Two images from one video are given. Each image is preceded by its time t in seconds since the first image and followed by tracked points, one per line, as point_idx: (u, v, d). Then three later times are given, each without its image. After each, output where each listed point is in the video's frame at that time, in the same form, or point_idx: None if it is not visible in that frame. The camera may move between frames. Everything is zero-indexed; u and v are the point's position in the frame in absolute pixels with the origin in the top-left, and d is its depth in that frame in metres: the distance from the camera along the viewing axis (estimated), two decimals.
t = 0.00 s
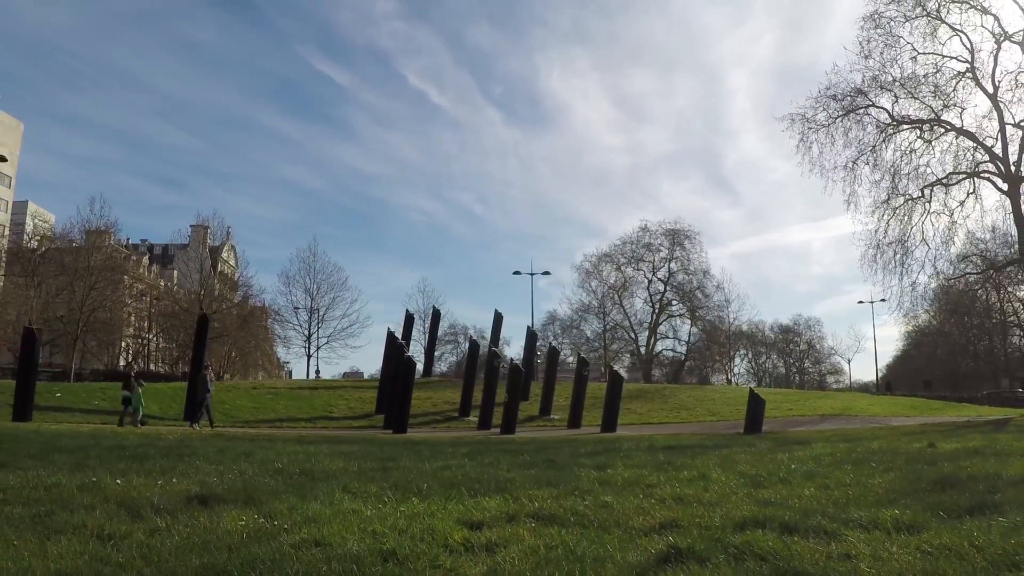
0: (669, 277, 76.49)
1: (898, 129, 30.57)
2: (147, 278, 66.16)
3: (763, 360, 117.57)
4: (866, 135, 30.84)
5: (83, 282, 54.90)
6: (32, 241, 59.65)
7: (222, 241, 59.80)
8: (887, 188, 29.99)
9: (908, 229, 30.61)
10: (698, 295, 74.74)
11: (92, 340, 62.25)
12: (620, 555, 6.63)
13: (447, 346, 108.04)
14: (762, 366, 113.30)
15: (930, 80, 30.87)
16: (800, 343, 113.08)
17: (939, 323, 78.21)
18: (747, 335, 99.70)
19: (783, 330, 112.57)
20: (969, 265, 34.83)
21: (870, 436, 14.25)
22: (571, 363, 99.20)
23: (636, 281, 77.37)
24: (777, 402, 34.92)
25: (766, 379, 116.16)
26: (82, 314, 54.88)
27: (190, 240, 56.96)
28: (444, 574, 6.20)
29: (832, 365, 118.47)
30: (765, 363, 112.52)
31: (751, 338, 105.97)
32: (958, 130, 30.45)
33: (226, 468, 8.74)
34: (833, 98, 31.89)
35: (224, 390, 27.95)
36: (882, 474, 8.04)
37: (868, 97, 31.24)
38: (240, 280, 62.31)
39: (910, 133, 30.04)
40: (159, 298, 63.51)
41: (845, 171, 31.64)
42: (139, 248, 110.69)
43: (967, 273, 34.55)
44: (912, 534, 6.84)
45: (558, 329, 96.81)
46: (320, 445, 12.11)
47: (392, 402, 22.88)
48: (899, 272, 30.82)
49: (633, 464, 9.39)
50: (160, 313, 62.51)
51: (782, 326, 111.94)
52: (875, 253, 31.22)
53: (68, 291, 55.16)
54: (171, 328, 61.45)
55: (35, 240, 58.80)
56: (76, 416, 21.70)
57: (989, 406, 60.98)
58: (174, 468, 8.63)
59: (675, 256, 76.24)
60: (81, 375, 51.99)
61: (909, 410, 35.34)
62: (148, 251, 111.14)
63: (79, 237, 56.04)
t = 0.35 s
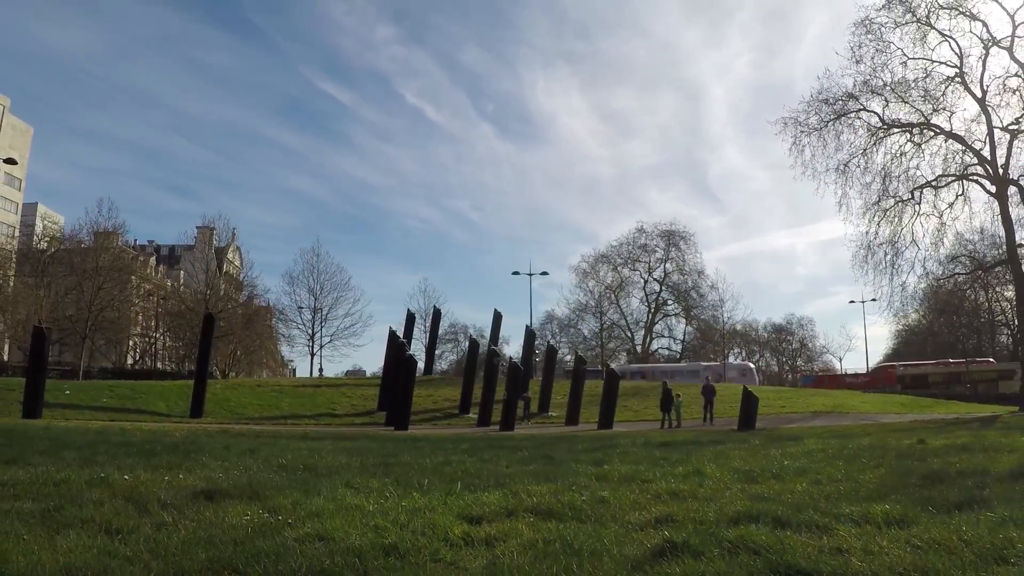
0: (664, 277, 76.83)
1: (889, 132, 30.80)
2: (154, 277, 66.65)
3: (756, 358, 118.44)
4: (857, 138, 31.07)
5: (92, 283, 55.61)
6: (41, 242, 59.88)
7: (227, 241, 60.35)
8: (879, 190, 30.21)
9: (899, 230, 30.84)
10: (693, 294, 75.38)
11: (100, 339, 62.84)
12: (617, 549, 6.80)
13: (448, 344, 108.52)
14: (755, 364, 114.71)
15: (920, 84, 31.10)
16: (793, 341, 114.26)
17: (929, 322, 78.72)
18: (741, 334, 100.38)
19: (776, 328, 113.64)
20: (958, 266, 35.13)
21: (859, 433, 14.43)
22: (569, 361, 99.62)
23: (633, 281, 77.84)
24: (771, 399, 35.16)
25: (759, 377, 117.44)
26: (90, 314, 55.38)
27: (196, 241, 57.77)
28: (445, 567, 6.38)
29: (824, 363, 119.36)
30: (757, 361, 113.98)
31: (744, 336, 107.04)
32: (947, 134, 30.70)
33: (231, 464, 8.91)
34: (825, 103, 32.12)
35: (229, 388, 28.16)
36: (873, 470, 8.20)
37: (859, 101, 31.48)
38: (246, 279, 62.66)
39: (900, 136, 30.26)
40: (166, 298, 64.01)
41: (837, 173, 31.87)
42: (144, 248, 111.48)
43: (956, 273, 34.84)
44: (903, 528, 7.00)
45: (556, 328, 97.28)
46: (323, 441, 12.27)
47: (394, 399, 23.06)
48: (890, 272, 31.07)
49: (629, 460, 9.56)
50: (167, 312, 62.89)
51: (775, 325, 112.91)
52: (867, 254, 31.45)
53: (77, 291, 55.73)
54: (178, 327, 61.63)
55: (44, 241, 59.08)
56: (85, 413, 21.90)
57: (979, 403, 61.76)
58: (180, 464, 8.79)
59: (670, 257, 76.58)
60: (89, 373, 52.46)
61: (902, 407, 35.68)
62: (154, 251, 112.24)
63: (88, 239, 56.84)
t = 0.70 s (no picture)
0: (660, 278, 77.07)
1: (879, 135, 30.97)
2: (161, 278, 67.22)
3: (749, 357, 119.15)
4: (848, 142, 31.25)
5: (100, 283, 56.27)
6: (52, 242, 61.44)
7: (233, 243, 60.70)
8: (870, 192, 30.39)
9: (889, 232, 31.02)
10: (688, 294, 75.59)
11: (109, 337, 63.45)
12: (615, 543, 6.97)
13: (448, 343, 109.01)
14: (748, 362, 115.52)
15: (910, 88, 31.25)
16: (786, 340, 115.31)
17: (920, 321, 79.19)
18: (735, 333, 100.99)
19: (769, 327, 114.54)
20: (947, 267, 35.34)
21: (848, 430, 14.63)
22: (567, 360, 99.97)
23: (629, 281, 78.04)
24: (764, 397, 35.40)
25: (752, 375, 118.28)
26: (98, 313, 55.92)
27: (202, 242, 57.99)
28: (446, 560, 6.55)
29: (817, 361, 120.22)
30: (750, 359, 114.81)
31: (737, 334, 107.90)
32: (937, 138, 30.85)
33: (237, 461, 9.07)
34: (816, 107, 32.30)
35: (234, 385, 28.35)
36: (864, 466, 8.38)
37: (850, 105, 31.63)
38: (251, 280, 63.12)
39: (890, 140, 30.42)
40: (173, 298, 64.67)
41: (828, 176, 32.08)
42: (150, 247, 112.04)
43: (945, 274, 35.06)
44: (893, 523, 7.17)
45: (553, 327, 97.66)
46: (326, 437, 12.44)
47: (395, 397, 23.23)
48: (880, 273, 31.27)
49: (627, 456, 9.72)
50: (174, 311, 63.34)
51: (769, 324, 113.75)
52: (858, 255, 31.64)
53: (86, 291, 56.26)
54: (184, 326, 62.18)
55: (55, 242, 60.41)
56: (93, 410, 22.08)
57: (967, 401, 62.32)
58: (187, 460, 8.96)
59: (665, 258, 76.76)
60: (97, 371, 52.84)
61: (894, 404, 36.02)
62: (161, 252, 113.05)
63: (97, 240, 57.60)
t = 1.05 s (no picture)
0: (655, 278, 77.41)
1: (870, 139, 31.21)
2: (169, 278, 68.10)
3: (743, 355, 120.06)
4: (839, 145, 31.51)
5: (108, 283, 57.58)
6: (60, 245, 63.15)
7: (239, 244, 61.35)
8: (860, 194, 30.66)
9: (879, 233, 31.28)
10: (682, 294, 75.77)
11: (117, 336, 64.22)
12: (611, 537, 7.14)
13: (449, 341, 109.72)
14: (742, 361, 116.49)
15: (899, 92, 31.53)
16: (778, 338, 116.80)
17: (909, 321, 79.73)
18: (728, 332, 101.63)
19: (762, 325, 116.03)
20: (936, 267, 35.78)
21: (838, 426, 14.82)
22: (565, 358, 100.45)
23: (625, 281, 78.16)
24: (758, 394, 35.61)
25: (745, 373, 119.32)
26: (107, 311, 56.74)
27: (207, 244, 58.67)
28: (446, 554, 6.73)
29: (808, 360, 121.25)
30: (744, 357, 115.79)
31: (730, 333, 108.80)
32: (925, 141, 31.10)
33: (242, 456, 9.27)
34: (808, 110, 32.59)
35: (239, 383, 28.56)
36: (854, 462, 8.56)
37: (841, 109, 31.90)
38: (255, 279, 63.73)
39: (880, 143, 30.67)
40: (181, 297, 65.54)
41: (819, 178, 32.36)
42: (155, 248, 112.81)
43: (934, 275, 35.58)
44: (884, 517, 7.35)
45: (551, 325, 98.14)
46: (330, 433, 12.63)
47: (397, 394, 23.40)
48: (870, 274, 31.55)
49: (624, 452, 9.90)
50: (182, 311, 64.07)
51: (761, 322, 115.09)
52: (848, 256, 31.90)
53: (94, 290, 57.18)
54: (191, 325, 62.86)
55: (64, 243, 61.95)
56: (100, 407, 22.26)
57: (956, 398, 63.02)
58: (193, 455, 9.15)
59: (661, 258, 77.09)
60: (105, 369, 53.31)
61: (885, 401, 36.39)
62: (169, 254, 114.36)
63: (105, 241, 59.06)
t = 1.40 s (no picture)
0: (651, 278, 77.72)
1: (860, 142, 31.36)
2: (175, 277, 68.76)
3: (736, 353, 120.86)
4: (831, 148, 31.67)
5: (117, 283, 57.63)
6: (70, 243, 63.57)
7: (244, 244, 61.53)
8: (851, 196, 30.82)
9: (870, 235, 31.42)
10: (677, 293, 76.47)
11: (125, 335, 64.82)
12: (607, 530, 7.32)
13: (449, 340, 110.19)
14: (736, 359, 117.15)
15: (889, 96, 31.67)
16: (771, 337, 117.68)
17: (901, 321, 80.10)
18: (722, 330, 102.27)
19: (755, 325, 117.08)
20: (924, 267, 35.95)
21: (829, 423, 15.02)
22: (563, 356, 100.86)
23: (622, 280, 78.43)
24: (752, 391, 35.85)
25: (738, 371, 120.07)
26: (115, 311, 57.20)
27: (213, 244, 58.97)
28: (446, 547, 6.92)
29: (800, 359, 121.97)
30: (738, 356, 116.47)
31: (724, 330, 109.63)
32: (915, 145, 31.23)
33: (248, 451, 9.46)
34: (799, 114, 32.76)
35: (244, 380, 28.77)
36: (845, 458, 8.74)
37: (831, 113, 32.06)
38: (260, 279, 64.14)
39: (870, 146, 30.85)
40: (187, 296, 66.11)
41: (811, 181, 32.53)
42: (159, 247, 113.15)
43: (922, 275, 35.72)
44: (874, 511, 7.53)
45: (549, 324, 98.55)
46: (331, 430, 12.83)
47: (398, 391, 23.59)
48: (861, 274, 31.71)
49: (621, 448, 10.09)
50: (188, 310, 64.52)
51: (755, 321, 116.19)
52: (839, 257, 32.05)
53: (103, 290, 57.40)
54: (197, 325, 63.31)
55: (74, 243, 62.34)
56: (108, 404, 22.46)
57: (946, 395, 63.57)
58: (200, 452, 9.35)
59: (657, 258, 77.39)
60: (113, 366, 53.71)
61: (877, 398, 36.62)
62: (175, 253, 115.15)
63: (113, 242, 59.30)
